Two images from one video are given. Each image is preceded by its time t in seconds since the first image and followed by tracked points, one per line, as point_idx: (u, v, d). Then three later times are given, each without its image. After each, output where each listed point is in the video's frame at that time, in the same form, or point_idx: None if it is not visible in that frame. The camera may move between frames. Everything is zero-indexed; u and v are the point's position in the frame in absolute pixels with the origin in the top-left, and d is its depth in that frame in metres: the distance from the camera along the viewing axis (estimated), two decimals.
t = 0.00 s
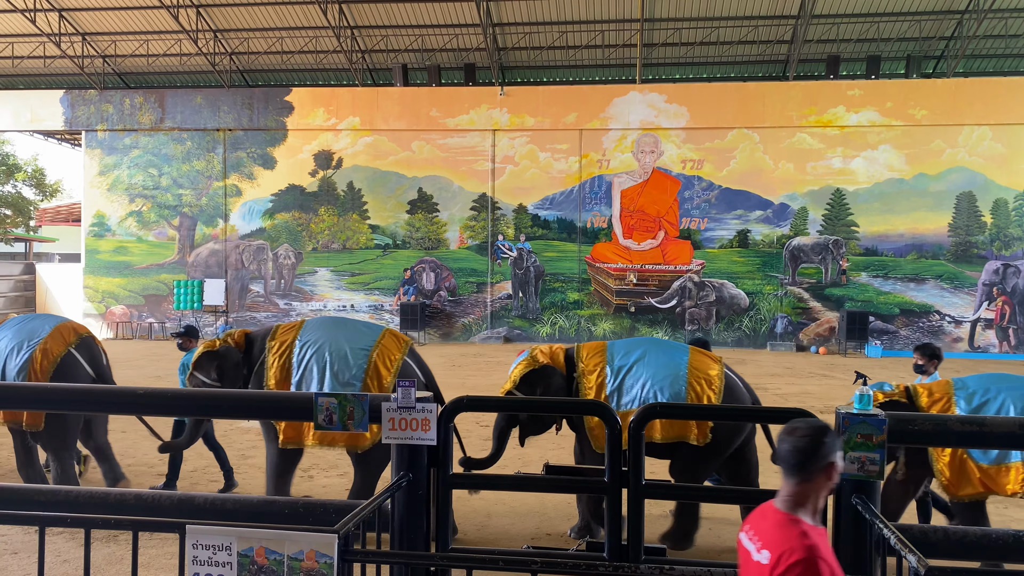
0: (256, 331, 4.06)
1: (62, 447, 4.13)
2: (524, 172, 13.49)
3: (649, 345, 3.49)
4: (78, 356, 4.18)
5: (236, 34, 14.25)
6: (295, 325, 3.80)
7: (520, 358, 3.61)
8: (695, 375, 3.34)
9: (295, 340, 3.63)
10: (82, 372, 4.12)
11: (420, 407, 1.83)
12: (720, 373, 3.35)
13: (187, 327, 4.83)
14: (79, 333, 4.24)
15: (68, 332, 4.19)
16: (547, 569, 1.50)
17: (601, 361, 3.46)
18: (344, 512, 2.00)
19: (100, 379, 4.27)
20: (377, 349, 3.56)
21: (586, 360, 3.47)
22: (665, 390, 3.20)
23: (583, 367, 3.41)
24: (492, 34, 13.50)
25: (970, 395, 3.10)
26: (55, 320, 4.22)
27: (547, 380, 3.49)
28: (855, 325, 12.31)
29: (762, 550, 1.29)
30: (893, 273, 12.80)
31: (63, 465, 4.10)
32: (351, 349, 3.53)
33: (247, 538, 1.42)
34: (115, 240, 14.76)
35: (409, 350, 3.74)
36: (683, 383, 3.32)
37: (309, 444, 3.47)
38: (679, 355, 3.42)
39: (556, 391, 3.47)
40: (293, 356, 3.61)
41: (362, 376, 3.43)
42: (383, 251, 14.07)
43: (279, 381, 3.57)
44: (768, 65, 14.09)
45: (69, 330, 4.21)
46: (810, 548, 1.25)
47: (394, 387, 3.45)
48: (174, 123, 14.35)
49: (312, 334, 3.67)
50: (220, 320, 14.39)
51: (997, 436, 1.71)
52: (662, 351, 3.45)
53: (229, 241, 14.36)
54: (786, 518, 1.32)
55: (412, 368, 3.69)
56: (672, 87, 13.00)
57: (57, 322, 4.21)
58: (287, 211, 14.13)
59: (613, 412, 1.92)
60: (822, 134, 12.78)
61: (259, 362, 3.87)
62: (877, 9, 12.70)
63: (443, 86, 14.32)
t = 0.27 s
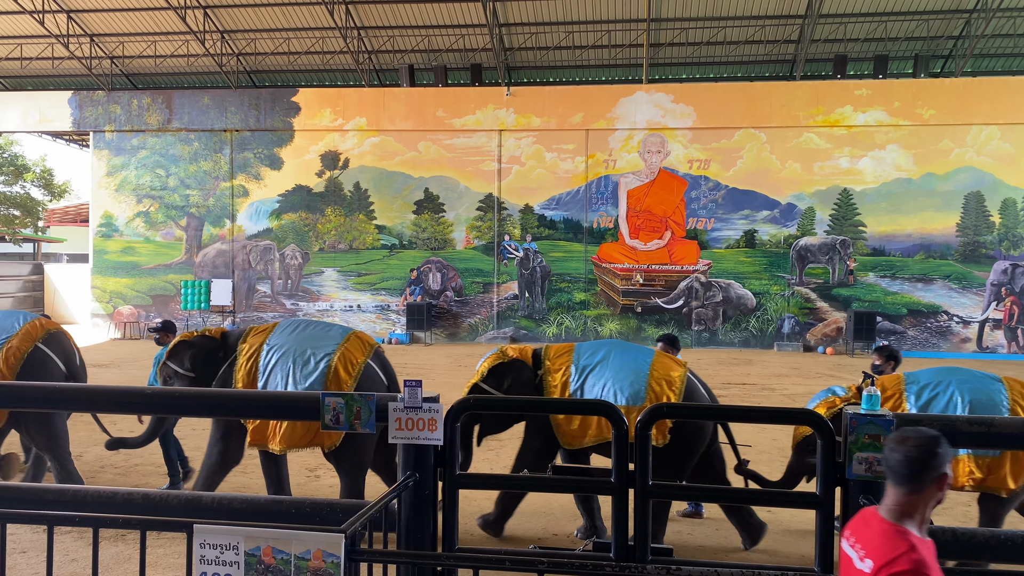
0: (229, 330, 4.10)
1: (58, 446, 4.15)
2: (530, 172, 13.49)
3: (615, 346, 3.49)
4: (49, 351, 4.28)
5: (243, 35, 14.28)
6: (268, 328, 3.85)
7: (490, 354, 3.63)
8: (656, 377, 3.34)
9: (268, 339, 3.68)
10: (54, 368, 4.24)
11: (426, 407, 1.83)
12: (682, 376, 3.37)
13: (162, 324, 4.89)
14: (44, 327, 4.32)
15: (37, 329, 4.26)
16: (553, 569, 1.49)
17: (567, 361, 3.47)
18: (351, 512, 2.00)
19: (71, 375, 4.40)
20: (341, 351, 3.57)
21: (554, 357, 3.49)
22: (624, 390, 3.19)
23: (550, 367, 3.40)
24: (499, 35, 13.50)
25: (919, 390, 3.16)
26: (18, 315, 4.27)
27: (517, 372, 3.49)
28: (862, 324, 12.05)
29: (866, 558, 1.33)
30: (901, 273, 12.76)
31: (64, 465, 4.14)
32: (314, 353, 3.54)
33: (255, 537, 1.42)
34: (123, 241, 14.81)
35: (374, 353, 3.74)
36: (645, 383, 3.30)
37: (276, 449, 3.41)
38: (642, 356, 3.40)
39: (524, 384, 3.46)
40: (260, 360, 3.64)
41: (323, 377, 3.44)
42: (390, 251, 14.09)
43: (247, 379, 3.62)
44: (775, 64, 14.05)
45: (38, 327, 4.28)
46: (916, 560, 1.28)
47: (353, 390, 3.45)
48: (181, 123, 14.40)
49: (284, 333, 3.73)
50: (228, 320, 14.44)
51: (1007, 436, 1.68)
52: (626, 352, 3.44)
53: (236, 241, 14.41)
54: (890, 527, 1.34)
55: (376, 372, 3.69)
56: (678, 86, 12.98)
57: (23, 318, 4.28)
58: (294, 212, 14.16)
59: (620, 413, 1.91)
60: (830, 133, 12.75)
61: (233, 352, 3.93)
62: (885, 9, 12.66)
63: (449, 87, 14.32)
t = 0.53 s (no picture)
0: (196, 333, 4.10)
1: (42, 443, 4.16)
2: (537, 172, 13.49)
3: (572, 345, 3.50)
4: (31, 357, 4.31)
5: (251, 36, 14.32)
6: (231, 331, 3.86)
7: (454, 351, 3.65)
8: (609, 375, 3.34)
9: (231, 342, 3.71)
10: (35, 373, 4.26)
11: (433, 407, 1.83)
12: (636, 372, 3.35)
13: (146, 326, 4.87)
14: (28, 332, 4.35)
15: (19, 334, 4.29)
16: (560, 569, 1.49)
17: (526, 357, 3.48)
18: (358, 511, 2.00)
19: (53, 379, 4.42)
20: (300, 351, 3.58)
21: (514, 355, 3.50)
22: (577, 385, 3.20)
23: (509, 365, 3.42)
24: (505, 35, 13.50)
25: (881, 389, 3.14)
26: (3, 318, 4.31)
27: (480, 368, 3.50)
28: (869, 326, 12.21)
29: (997, 570, 1.22)
30: (909, 273, 12.72)
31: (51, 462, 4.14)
32: (275, 353, 3.56)
33: (262, 537, 1.42)
34: (131, 241, 14.87)
35: (335, 351, 3.77)
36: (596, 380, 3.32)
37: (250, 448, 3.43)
38: (596, 354, 3.42)
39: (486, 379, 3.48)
40: (223, 362, 3.67)
41: (282, 379, 3.46)
42: (396, 251, 14.12)
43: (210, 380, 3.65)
44: (782, 64, 14.02)
45: (21, 331, 4.32)
46: None
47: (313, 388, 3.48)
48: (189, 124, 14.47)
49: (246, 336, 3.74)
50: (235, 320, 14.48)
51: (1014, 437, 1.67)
52: (581, 350, 3.45)
53: (243, 241, 14.37)
54: (1019, 535, 1.23)
55: (338, 369, 3.72)
56: (685, 87, 12.96)
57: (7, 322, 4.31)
58: (301, 212, 14.17)
59: (626, 413, 1.90)
60: (837, 133, 12.72)
61: (198, 357, 3.92)
62: (893, 8, 12.62)
63: (456, 87, 14.35)
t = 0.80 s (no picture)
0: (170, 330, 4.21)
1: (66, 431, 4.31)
2: (543, 172, 13.49)
3: (540, 344, 3.52)
4: (16, 351, 4.38)
5: (258, 36, 14.35)
6: (202, 328, 3.96)
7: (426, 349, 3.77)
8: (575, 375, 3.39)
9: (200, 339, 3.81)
10: (19, 365, 4.35)
11: (440, 407, 1.83)
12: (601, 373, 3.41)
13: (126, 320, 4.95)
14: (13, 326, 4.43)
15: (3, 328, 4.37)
16: (567, 569, 1.49)
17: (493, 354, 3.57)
18: (365, 511, 2.01)
19: (40, 371, 4.49)
20: (270, 350, 3.70)
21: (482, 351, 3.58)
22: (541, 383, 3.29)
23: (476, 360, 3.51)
24: (512, 35, 13.50)
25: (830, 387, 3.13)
26: None
27: (446, 364, 3.60)
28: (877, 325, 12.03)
29: None
30: (916, 273, 12.68)
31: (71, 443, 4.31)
32: (245, 350, 3.69)
33: (270, 536, 1.43)
34: (139, 241, 14.92)
35: (305, 351, 3.90)
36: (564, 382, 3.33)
37: (210, 442, 3.57)
38: (565, 354, 3.43)
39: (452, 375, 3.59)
40: (194, 356, 3.78)
41: (252, 376, 3.58)
42: (403, 251, 14.13)
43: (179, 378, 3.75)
44: (789, 63, 13.98)
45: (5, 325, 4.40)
46: None
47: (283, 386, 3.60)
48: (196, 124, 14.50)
49: (216, 333, 3.84)
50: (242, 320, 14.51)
51: None
52: (549, 350, 3.46)
53: (251, 241, 14.49)
54: None
55: (307, 367, 3.84)
56: (692, 86, 12.93)
57: None
58: (308, 212, 14.20)
59: (634, 413, 1.89)
60: (844, 133, 12.69)
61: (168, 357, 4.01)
62: (901, 7, 12.57)
63: (462, 87, 14.35)
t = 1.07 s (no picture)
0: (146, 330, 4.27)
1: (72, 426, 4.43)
2: (550, 172, 13.49)
3: (506, 347, 3.59)
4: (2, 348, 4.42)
5: (265, 37, 14.38)
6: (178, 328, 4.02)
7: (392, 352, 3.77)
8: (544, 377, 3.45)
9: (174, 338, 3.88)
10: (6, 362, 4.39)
11: (447, 407, 1.83)
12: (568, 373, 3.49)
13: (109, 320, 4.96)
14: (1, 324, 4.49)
15: None
16: (575, 569, 1.48)
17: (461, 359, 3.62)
18: (373, 510, 2.01)
19: (27, 369, 4.53)
20: (244, 347, 3.76)
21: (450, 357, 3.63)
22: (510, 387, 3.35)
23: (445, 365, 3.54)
24: (518, 35, 13.50)
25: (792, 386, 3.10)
26: None
27: (411, 370, 3.57)
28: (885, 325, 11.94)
29: None
30: (925, 273, 12.63)
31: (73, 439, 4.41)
32: (219, 348, 3.74)
33: (278, 536, 1.43)
34: (147, 242, 14.97)
35: (279, 346, 3.96)
36: (532, 383, 3.42)
37: (184, 440, 3.64)
38: (531, 355, 3.50)
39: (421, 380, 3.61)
40: (169, 358, 3.83)
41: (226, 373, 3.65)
42: (410, 251, 14.15)
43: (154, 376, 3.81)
44: (797, 63, 13.95)
45: None
46: None
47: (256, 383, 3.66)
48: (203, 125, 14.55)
49: (190, 332, 3.91)
50: (250, 320, 14.55)
51: None
52: (516, 353, 3.53)
53: (258, 242, 14.55)
54: None
55: (281, 365, 3.90)
56: (699, 85, 12.92)
57: None
58: (315, 212, 14.25)
59: (641, 413, 1.89)
60: (852, 132, 12.65)
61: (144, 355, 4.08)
62: (909, 6, 12.54)
63: (469, 87, 14.35)
